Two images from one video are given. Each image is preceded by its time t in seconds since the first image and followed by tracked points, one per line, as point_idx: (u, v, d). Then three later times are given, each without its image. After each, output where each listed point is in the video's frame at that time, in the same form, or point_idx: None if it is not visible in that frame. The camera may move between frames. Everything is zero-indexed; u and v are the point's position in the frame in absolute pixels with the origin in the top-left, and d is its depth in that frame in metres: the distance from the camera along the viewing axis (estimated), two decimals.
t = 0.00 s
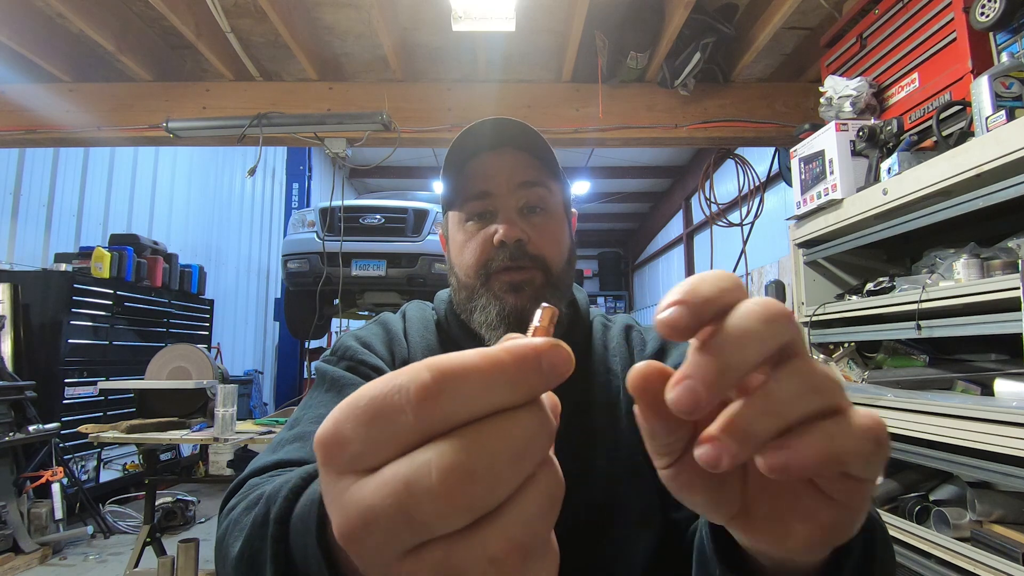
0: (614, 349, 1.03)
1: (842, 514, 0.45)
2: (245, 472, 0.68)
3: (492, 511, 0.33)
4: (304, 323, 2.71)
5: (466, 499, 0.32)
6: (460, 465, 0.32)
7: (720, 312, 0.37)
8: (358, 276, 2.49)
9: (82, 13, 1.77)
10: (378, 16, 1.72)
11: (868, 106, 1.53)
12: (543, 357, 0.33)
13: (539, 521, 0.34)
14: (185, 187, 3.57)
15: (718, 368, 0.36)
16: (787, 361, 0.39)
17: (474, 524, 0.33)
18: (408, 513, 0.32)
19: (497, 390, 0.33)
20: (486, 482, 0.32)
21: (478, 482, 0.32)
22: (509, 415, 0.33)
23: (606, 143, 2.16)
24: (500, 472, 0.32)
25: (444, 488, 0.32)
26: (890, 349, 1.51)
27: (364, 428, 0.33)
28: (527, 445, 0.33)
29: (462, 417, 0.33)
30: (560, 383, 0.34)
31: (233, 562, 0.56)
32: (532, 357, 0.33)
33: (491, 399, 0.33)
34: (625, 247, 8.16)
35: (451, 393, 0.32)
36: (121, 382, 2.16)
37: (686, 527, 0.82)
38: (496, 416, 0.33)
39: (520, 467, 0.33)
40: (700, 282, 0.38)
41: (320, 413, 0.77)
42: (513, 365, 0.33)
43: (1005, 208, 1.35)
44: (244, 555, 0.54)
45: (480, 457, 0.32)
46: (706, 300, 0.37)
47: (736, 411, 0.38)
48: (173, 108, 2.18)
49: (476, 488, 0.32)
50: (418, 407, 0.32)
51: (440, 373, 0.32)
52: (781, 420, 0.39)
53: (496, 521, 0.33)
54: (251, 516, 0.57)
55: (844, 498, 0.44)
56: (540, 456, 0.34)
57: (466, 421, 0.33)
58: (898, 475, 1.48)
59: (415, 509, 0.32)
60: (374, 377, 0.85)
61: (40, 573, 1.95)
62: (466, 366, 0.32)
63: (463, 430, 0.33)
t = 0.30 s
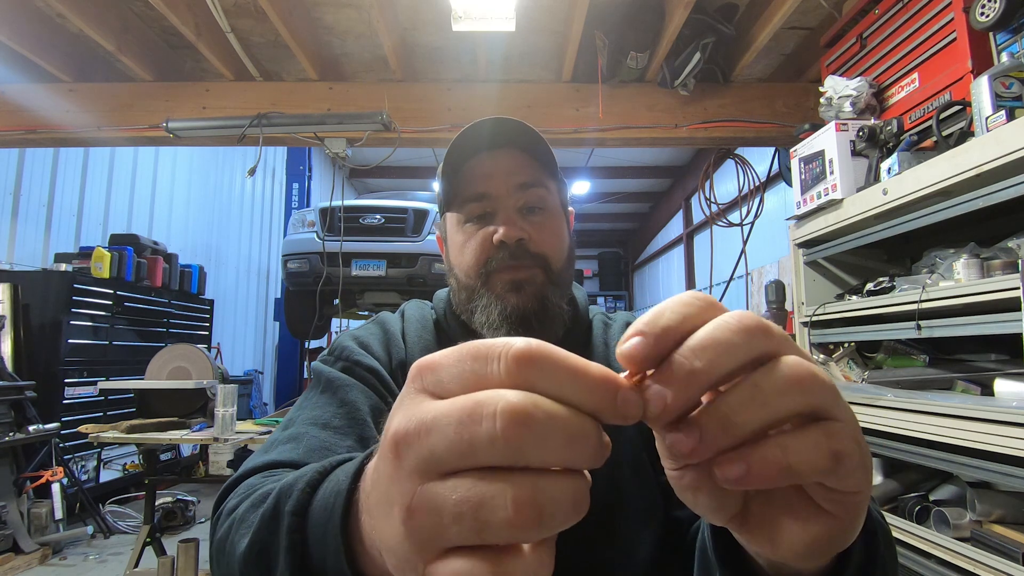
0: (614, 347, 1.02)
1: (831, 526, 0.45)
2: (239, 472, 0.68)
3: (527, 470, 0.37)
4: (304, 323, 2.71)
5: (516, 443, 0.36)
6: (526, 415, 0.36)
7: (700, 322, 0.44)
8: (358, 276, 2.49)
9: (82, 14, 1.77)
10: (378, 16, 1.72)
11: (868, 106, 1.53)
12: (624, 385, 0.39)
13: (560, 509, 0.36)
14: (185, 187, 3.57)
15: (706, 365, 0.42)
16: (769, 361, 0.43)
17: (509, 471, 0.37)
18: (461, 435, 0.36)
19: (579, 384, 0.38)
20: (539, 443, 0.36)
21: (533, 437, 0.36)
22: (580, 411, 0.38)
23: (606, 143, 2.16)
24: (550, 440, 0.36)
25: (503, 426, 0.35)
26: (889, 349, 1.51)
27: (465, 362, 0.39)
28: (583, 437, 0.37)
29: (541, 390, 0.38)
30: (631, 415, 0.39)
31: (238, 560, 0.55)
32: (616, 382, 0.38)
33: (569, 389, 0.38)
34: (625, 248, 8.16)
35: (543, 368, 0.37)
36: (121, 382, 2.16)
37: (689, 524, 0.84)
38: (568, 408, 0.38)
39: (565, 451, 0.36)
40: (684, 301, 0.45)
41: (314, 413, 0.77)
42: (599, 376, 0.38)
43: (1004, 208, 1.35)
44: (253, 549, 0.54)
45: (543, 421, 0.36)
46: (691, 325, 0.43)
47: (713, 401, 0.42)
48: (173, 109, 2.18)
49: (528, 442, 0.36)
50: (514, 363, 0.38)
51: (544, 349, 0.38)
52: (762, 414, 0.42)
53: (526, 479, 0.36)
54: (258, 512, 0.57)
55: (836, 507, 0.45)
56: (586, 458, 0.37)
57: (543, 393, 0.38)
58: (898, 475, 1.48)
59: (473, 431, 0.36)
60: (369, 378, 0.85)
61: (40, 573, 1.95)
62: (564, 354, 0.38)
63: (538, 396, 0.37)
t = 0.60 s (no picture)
0: (615, 348, 1.03)
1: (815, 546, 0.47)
2: (232, 475, 0.68)
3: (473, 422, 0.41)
4: (304, 323, 2.71)
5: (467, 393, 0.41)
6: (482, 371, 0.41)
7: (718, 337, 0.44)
8: (358, 276, 2.49)
9: (81, 14, 1.77)
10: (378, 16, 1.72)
11: (868, 106, 1.53)
12: (588, 381, 0.42)
13: (483, 461, 0.40)
14: (185, 187, 3.57)
15: (707, 386, 0.42)
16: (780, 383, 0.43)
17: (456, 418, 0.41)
18: (425, 381, 0.42)
19: (543, 365, 0.42)
20: (488, 398, 0.41)
21: (484, 391, 0.41)
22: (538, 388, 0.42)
23: (606, 143, 2.16)
24: (497, 399, 0.41)
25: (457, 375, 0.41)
26: (889, 349, 1.51)
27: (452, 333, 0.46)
28: (532, 407, 0.41)
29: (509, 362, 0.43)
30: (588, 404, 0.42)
31: (229, 565, 0.56)
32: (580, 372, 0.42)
33: (533, 367, 0.42)
34: (625, 247, 8.17)
35: (515, 346, 0.43)
36: (121, 382, 2.16)
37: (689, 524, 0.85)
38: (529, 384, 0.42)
39: (511, 414, 0.41)
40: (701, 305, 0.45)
41: (311, 417, 0.77)
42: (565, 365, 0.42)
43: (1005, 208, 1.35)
44: (244, 555, 0.55)
45: (496, 380, 0.41)
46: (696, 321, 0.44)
47: (712, 418, 0.43)
48: (172, 109, 2.18)
49: (478, 395, 0.41)
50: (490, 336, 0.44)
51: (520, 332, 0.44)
52: (764, 437, 0.42)
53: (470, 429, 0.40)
54: (252, 519, 0.57)
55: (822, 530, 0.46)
56: (530, 424, 0.41)
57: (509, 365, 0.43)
58: (898, 475, 1.49)
59: (434, 379, 0.41)
60: (365, 383, 0.85)
61: (40, 573, 1.95)
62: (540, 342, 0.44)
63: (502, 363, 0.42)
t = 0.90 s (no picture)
0: (614, 348, 1.03)
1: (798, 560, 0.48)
2: (232, 476, 0.67)
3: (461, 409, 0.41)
4: (304, 323, 2.71)
5: (460, 380, 0.41)
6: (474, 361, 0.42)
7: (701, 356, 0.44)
8: (358, 276, 2.49)
9: (81, 14, 1.77)
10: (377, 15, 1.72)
11: (868, 106, 1.53)
12: (571, 384, 0.42)
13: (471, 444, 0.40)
14: (185, 187, 3.57)
15: (684, 406, 0.43)
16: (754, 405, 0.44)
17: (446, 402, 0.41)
18: (420, 364, 0.43)
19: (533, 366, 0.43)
20: (479, 387, 0.41)
21: (475, 381, 0.41)
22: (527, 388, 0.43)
23: (605, 143, 2.16)
24: (486, 389, 0.41)
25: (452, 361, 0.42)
26: (889, 349, 1.51)
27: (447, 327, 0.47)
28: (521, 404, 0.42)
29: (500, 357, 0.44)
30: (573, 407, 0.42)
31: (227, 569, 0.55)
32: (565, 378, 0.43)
33: (521, 364, 0.43)
34: (625, 247, 8.17)
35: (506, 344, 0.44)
36: (121, 382, 2.16)
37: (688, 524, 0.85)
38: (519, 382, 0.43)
39: (500, 400, 0.41)
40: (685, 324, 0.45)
41: (310, 418, 0.78)
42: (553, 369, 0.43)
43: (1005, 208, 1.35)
44: (244, 559, 0.54)
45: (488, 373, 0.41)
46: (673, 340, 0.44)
47: (690, 440, 0.43)
48: (172, 109, 2.18)
49: (469, 383, 0.41)
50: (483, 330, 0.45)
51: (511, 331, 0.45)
52: (741, 458, 0.43)
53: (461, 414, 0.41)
54: (253, 520, 0.57)
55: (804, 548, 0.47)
56: (515, 418, 0.42)
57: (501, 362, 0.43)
58: (898, 476, 1.48)
59: (429, 363, 0.42)
60: (362, 383, 0.85)
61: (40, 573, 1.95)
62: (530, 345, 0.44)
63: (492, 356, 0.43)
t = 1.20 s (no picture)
0: (615, 348, 1.03)
1: None
2: (232, 476, 0.68)
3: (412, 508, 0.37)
4: (304, 324, 2.71)
5: (381, 484, 0.36)
6: (385, 453, 0.36)
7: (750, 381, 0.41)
8: (358, 276, 2.49)
9: (82, 14, 1.77)
10: (377, 15, 1.72)
11: (868, 106, 1.53)
12: (498, 394, 0.37)
13: (462, 531, 0.37)
14: (185, 187, 3.57)
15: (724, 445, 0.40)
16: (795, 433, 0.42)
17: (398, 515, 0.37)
18: (325, 494, 0.36)
19: (448, 402, 0.37)
20: (409, 480, 0.36)
21: (399, 474, 0.36)
22: (453, 430, 0.37)
23: (605, 143, 2.16)
24: (425, 476, 0.36)
25: (360, 468, 0.36)
26: (889, 349, 1.51)
27: (314, 411, 0.38)
28: (461, 454, 0.37)
29: (405, 416, 0.37)
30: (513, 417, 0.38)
31: None
32: (490, 391, 0.37)
33: (437, 412, 0.37)
34: (625, 247, 8.17)
35: (401, 391, 0.36)
36: (121, 382, 2.16)
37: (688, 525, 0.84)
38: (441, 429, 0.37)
39: (453, 473, 0.37)
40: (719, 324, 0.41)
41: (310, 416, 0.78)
42: (470, 392, 0.37)
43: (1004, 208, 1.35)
44: (232, 568, 0.55)
45: (408, 454, 0.36)
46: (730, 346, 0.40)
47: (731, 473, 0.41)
48: (172, 109, 2.18)
49: (393, 479, 0.36)
50: (365, 401, 0.36)
51: (399, 372, 0.36)
52: (776, 494, 0.41)
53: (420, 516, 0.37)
54: (241, 526, 0.57)
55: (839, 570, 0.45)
56: (475, 470, 0.38)
57: (408, 421, 0.37)
58: (898, 476, 1.49)
59: (336, 485, 0.36)
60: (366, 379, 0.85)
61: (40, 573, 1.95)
62: (429, 372, 0.37)
63: (398, 429, 0.37)
